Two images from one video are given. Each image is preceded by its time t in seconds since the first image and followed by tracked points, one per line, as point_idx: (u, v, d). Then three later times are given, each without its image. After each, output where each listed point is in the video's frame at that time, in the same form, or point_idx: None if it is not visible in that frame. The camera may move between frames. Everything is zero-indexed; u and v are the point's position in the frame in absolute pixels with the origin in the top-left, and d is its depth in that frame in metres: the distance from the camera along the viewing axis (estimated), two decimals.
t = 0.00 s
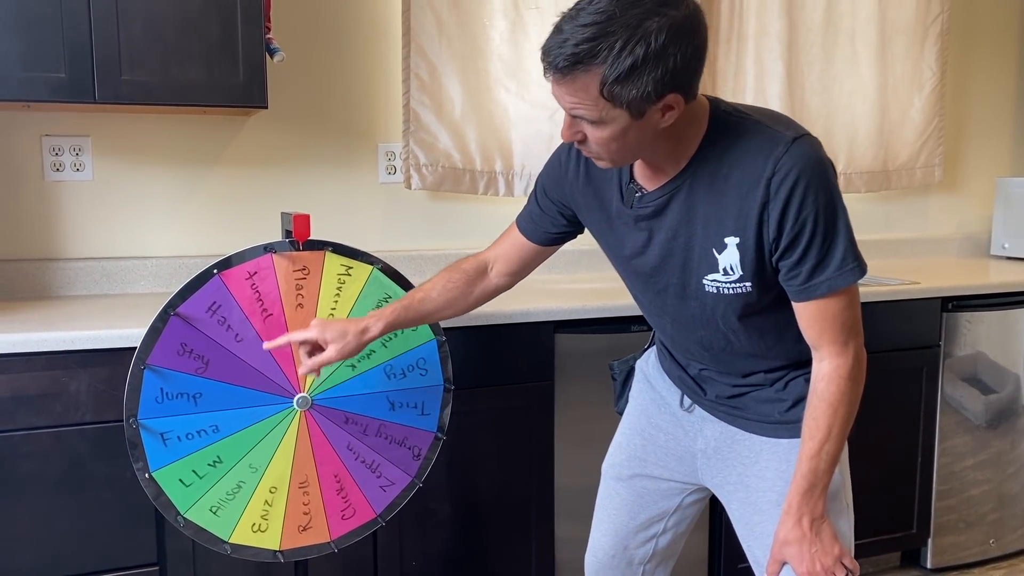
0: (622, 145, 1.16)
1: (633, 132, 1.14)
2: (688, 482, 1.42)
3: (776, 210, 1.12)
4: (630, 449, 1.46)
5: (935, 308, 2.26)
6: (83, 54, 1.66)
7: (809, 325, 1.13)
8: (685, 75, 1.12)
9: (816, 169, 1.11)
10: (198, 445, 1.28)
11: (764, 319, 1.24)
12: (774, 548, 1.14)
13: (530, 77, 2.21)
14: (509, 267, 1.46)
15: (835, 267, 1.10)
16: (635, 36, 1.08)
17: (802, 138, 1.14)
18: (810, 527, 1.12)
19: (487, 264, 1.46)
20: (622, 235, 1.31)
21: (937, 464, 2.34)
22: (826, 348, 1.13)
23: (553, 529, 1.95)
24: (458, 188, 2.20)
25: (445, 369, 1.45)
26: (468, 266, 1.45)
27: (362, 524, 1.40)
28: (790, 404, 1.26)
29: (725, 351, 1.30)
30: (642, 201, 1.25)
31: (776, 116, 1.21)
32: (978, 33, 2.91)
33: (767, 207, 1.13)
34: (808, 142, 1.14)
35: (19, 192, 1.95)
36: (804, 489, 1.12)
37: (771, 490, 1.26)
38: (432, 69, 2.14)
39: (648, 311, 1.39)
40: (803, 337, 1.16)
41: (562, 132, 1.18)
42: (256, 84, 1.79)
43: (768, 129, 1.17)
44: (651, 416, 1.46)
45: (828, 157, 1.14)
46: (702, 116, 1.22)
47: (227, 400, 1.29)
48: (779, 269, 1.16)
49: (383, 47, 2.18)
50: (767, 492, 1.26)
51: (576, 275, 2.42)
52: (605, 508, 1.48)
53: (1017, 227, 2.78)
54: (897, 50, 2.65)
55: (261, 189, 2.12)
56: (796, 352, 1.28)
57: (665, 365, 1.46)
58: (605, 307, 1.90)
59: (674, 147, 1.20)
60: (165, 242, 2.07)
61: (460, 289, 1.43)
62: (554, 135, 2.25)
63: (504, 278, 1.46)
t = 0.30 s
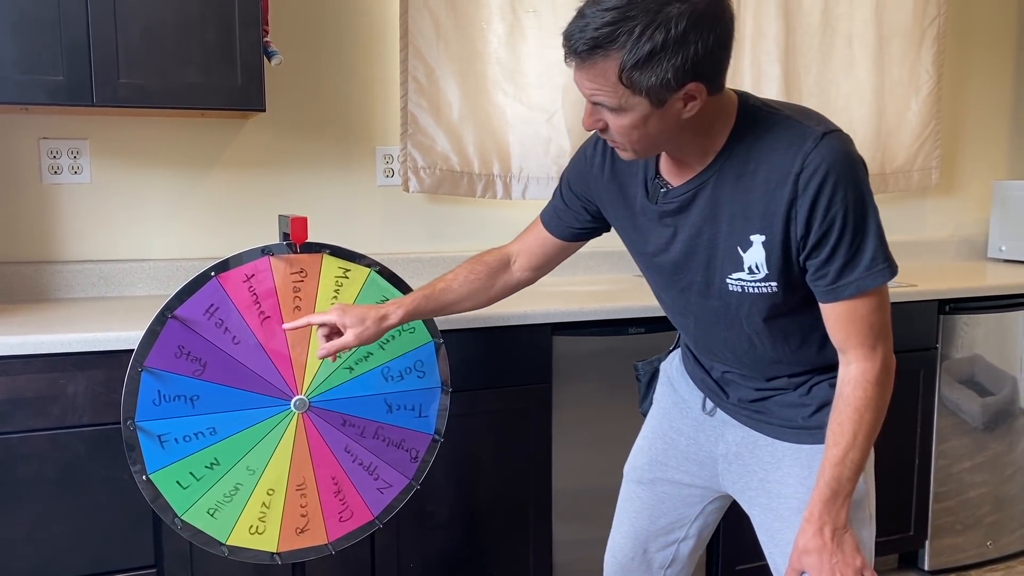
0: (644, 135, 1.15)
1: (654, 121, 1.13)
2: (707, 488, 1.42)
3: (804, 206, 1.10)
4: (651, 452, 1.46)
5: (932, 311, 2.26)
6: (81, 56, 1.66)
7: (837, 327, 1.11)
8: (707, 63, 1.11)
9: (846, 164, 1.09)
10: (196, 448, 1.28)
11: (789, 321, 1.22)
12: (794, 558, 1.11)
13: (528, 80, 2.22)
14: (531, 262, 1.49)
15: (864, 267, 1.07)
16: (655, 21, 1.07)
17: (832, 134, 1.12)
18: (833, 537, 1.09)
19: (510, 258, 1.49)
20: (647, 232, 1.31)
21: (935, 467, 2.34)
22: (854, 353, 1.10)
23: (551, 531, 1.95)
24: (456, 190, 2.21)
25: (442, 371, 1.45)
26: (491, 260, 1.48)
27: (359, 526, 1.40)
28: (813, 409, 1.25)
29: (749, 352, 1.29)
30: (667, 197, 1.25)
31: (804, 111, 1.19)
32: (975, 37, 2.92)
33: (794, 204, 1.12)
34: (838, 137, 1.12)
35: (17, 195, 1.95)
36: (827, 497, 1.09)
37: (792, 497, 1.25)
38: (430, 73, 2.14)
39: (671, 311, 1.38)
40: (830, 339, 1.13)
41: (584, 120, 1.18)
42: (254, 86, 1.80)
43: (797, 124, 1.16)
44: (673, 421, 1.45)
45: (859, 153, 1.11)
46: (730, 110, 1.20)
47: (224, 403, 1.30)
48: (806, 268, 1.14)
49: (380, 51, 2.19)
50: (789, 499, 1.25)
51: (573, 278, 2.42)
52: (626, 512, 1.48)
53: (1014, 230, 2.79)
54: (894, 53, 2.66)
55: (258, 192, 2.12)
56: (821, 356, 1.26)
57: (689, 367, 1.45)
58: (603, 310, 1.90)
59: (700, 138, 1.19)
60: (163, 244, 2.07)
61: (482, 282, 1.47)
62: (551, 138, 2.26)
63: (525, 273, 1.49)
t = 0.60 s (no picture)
0: (653, 127, 1.14)
1: (661, 113, 1.12)
2: (728, 498, 1.40)
3: (819, 205, 1.09)
4: (673, 459, 1.45)
5: (928, 313, 2.27)
6: (78, 59, 1.67)
7: (854, 331, 1.09)
8: (711, 54, 1.09)
9: (864, 163, 1.07)
10: (192, 451, 1.28)
11: (809, 326, 1.21)
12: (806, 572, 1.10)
13: (524, 84, 2.23)
14: (570, 261, 1.53)
15: (880, 270, 1.05)
16: (654, 11, 1.06)
17: (851, 132, 1.10)
18: (847, 550, 1.07)
19: (549, 257, 1.53)
20: (666, 230, 1.31)
21: (931, 469, 2.35)
22: (871, 358, 1.08)
23: (548, 533, 1.96)
24: (453, 193, 2.21)
25: (438, 374, 1.45)
26: (531, 258, 1.53)
27: (356, 529, 1.40)
28: (831, 418, 1.23)
29: (767, 356, 1.27)
30: (683, 194, 1.25)
31: (825, 108, 1.17)
32: (971, 40, 2.93)
33: (810, 203, 1.10)
34: (857, 136, 1.10)
35: (14, 197, 1.95)
36: (841, 510, 1.07)
37: (808, 507, 1.23)
38: (427, 76, 2.15)
39: (692, 312, 1.37)
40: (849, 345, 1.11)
41: (595, 113, 1.18)
42: (251, 89, 1.80)
43: (817, 121, 1.14)
44: (694, 428, 1.44)
45: (880, 152, 1.09)
46: (747, 106, 1.19)
47: (220, 405, 1.30)
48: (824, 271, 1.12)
49: (377, 54, 2.19)
50: (805, 510, 1.23)
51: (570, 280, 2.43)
52: (648, 518, 1.47)
53: (1009, 232, 2.79)
54: (890, 56, 2.67)
55: (255, 194, 2.13)
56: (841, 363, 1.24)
57: (711, 372, 1.44)
58: (599, 312, 1.90)
59: (715, 132, 1.18)
60: (160, 247, 2.07)
61: (523, 280, 1.52)
62: (548, 141, 2.26)
63: (565, 271, 1.53)
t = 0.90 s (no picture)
0: (654, 134, 1.14)
1: (660, 120, 1.12)
2: (733, 508, 1.40)
3: (821, 211, 1.07)
4: (682, 466, 1.45)
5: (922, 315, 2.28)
6: (73, 62, 1.67)
7: (859, 343, 1.06)
8: (704, 59, 1.08)
9: (868, 169, 1.04)
10: (187, 453, 1.28)
11: (813, 334, 1.20)
12: None
13: (521, 86, 2.23)
14: (631, 258, 1.56)
15: (882, 280, 1.03)
16: (644, 21, 1.07)
17: (856, 138, 1.08)
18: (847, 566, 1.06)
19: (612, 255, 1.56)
20: (675, 232, 1.31)
21: (926, 471, 2.35)
22: (874, 371, 1.05)
23: (544, 536, 1.96)
24: (449, 195, 2.21)
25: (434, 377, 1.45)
26: (594, 257, 1.57)
27: (353, 531, 1.40)
28: (835, 429, 1.22)
29: (772, 363, 1.27)
30: (690, 196, 1.25)
31: (833, 113, 1.15)
32: (965, 43, 2.94)
33: (812, 209, 1.09)
34: (863, 141, 1.07)
35: (9, 200, 1.95)
36: (841, 523, 1.06)
37: (810, 520, 1.23)
38: (423, 78, 2.15)
39: (702, 317, 1.37)
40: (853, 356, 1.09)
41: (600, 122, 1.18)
42: (247, 93, 1.80)
43: (823, 126, 1.12)
44: (702, 436, 1.44)
45: (886, 158, 1.07)
46: (754, 109, 1.18)
47: (216, 408, 1.30)
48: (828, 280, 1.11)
49: (373, 56, 2.20)
50: (807, 522, 1.23)
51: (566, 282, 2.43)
52: (657, 525, 1.48)
53: (1004, 234, 2.80)
54: (885, 59, 2.68)
55: (250, 197, 2.13)
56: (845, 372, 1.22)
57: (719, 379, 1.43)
58: (594, 315, 1.91)
59: (719, 135, 1.17)
60: (156, 249, 2.07)
61: (591, 276, 1.56)
62: (544, 144, 2.27)
63: (628, 267, 1.56)
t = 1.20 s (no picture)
0: (665, 141, 1.14)
1: (671, 127, 1.12)
2: (735, 512, 1.40)
3: (830, 216, 1.08)
4: (685, 470, 1.46)
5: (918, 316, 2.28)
6: (70, 64, 1.67)
7: (865, 349, 1.06)
8: (715, 68, 1.08)
9: (878, 175, 1.05)
10: (184, 455, 1.28)
11: (818, 338, 1.20)
12: None
13: (517, 88, 2.24)
14: (652, 256, 1.54)
15: (889, 287, 1.03)
16: (655, 31, 1.06)
17: (867, 144, 1.08)
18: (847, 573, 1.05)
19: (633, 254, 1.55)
20: (682, 234, 1.32)
21: (921, 471, 2.36)
22: (879, 377, 1.05)
23: (541, 537, 1.96)
24: (446, 197, 2.21)
25: (431, 379, 1.45)
26: (615, 258, 1.57)
27: (350, 532, 1.40)
28: (837, 433, 1.22)
29: (776, 366, 1.27)
30: (697, 199, 1.26)
31: (843, 117, 1.16)
32: (960, 45, 2.95)
33: (821, 213, 1.09)
34: (873, 147, 1.07)
35: (5, 201, 1.94)
36: (841, 529, 1.05)
37: (811, 525, 1.23)
38: (420, 80, 2.15)
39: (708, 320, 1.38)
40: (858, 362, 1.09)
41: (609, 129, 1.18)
42: (243, 94, 1.80)
43: (833, 131, 1.12)
44: (704, 440, 1.44)
45: (897, 164, 1.07)
46: (763, 115, 1.18)
47: (214, 408, 1.30)
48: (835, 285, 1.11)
49: (370, 57, 2.20)
50: (807, 527, 1.23)
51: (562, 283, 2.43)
52: (659, 527, 1.49)
53: (999, 235, 2.80)
54: (880, 61, 2.69)
55: (247, 198, 2.13)
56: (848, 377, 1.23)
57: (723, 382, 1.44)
58: (590, 316, 1.91)
59: (727, 141, 1.18)
60: (152, 251, 2.07)
61: (611, 277, 1.56)
62: (540, 145, 2.27)
63: (648, 266, 1.55)
